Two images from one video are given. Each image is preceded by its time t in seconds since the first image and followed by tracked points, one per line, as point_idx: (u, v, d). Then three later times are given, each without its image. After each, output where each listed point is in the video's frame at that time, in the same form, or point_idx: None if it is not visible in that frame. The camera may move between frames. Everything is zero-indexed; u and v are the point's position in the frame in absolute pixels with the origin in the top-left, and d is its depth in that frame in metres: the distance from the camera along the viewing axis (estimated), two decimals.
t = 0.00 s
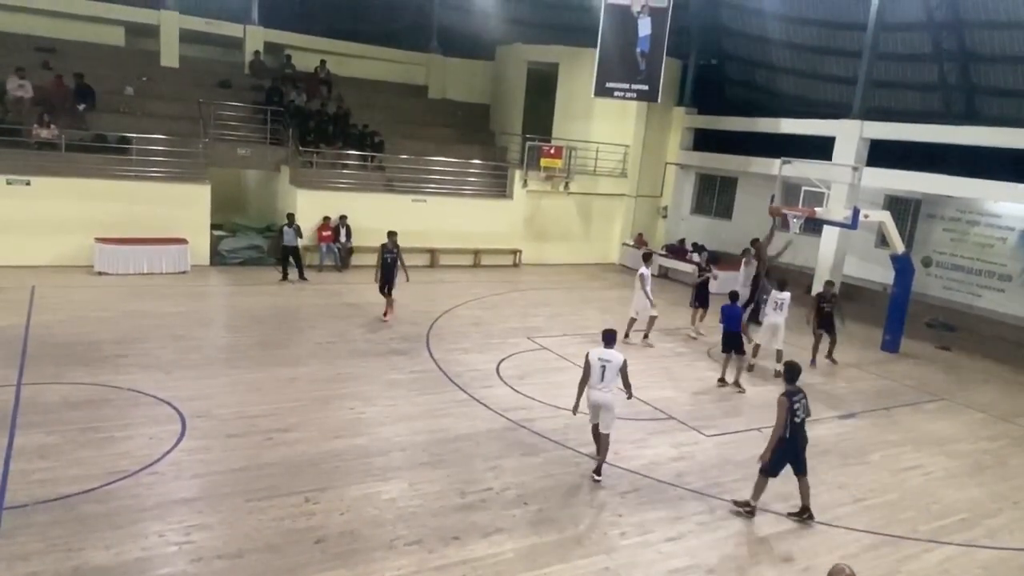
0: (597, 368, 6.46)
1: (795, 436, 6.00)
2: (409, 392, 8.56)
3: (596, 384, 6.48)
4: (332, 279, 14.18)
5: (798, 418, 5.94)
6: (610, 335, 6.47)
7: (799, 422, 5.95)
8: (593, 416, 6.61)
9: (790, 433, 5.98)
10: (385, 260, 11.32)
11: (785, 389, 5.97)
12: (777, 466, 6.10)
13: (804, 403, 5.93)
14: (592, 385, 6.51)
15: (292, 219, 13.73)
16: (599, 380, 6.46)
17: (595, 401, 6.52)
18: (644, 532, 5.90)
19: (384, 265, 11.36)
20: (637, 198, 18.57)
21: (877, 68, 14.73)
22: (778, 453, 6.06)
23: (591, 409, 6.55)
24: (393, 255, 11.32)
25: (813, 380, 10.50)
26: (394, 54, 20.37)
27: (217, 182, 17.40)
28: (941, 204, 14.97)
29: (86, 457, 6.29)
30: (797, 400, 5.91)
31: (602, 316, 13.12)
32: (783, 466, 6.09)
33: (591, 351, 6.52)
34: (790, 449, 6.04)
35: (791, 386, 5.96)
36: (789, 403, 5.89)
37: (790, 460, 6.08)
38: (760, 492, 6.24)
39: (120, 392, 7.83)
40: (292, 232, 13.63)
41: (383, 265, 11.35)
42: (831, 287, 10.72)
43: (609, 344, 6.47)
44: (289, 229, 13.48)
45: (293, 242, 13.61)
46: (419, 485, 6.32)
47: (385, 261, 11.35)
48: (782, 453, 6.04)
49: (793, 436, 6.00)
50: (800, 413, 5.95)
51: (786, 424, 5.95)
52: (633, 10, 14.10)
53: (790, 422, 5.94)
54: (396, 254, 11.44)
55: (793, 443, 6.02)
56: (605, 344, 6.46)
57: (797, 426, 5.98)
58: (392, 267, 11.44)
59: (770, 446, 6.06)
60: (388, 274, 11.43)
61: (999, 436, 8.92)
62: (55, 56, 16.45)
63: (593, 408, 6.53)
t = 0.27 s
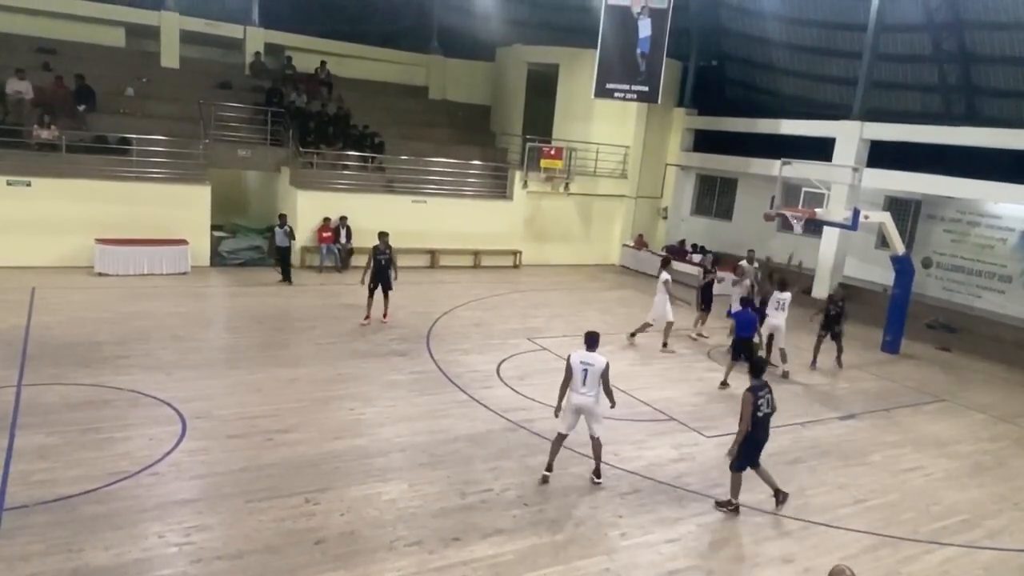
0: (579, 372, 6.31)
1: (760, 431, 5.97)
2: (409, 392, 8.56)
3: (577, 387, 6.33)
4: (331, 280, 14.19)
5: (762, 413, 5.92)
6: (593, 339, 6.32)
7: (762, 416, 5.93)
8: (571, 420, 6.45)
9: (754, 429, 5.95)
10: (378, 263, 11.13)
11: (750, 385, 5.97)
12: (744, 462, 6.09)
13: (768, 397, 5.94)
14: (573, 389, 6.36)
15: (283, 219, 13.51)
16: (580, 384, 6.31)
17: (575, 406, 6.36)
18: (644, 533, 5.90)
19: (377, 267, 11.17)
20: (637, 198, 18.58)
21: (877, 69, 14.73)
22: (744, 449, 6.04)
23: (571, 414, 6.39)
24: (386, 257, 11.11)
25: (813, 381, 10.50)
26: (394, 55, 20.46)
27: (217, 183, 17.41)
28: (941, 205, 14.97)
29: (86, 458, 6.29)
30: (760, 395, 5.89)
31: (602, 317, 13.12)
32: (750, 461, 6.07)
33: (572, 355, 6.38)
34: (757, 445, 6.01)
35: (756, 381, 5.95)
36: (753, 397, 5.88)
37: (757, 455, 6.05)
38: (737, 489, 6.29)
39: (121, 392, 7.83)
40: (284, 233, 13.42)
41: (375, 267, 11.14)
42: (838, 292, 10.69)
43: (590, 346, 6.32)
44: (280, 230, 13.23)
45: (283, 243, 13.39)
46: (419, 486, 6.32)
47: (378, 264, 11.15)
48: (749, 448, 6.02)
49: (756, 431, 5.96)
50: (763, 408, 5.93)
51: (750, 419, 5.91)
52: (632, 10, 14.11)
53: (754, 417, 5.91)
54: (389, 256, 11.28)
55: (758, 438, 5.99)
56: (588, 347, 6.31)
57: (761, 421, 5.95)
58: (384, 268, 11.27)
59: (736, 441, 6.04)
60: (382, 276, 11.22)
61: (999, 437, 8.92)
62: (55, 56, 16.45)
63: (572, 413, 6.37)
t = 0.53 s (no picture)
0: (555, 375, 6.08)
1: (730, 425, 6.10)
2: (409, 393, 8.56)
3: (554, 391, 6.10)
4: (331, 280, 14.19)
5: (731, 407, 6.04)
6: (570, 341, 6.08)
7: (731, 411, 6.06)
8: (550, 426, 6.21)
9: (723, 423, 6.11)
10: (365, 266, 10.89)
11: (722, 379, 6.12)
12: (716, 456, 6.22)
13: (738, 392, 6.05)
14: (550, 392, 6.13)
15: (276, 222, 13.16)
16: (557, 387, 6.08)
17: (553, 410, 6.13)
18: (644, 533, 5.90)
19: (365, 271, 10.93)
20: (637, 198, 18.59)
21: (877, 69, 14.72)
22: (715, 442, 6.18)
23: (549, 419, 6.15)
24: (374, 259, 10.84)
25: (814, 381, 10.50)
26: (395, 55, 20.47)
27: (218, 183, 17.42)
28: (942, 205, 14.96)
29: (87, 458, 6.30)
30: (730, 389, 6.04)
31: (602, 317, 13.12)
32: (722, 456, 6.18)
33: (548, 358, 6.14)
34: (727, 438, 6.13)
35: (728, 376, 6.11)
36: (721, 390, 6.04)
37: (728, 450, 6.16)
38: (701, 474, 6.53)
39: (121, 393, 7.83)
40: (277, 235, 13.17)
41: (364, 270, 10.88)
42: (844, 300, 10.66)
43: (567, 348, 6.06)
44: (273, 232, 12.95)
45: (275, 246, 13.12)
46: (419, 486, 6.32)
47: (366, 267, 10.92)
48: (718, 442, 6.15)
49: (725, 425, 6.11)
50: (734, 403, 6.06)
51: (719, 411, 6.08)
52: (633, 10, 14.10)
53: (723, 410, 6.06)
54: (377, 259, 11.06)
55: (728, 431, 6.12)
56: (564, 349, 6.07)
57: (731, 415, 6.08)
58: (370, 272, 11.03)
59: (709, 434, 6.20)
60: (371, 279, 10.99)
61: (1000, 438, 8.91)
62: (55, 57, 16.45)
63: (550, 418, 6.13)
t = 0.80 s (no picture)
0: (541, 383, 5.97)
1: (694, 417, 6.23)
2: (410, 392, 8.56)
3: (540, 400, 5.99)
4: (332, 280, 14.19)
5: (692, 398, 6.19)
6: (554, 348, 5.98)
7: (692, 401, 6.19)
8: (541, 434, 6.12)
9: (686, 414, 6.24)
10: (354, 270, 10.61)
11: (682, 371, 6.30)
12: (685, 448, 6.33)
13: (697, 382, 6.19)
14: (537, 401, 6.03)
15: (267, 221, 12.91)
16: (543, 396, 5.96)
17: (541, 418, 6.03)
18: (645, 533, 5.90)
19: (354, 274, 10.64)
20: (638, 198, 18.59)
21: (878, 68, 14.71)
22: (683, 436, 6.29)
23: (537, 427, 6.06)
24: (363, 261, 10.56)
25: (815, 380, 10.49)
26: (395, 55, 20.47)
27: (218, 183, 17.41)
28: (942, 204, 14.95)
29: (88, 458, 6.30)
30: (689, 380, 6.19)
31: (603, 317, 13.12)
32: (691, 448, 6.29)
33: (535, 366, 6.04)
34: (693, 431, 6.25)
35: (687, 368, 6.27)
36: (679, 381, 6.21)
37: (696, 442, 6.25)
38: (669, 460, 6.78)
39: (122, 392, 7.84)
40: (268, 234, 13.00)
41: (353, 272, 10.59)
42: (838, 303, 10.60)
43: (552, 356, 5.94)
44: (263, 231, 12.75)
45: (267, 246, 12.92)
46: (420, 486, 6.32)
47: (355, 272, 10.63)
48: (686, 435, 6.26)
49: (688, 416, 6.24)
50: (694, 393, 6.20)
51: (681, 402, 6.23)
52: (633, 10, 14.09)
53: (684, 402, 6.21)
54: (368, 263, 10.71)
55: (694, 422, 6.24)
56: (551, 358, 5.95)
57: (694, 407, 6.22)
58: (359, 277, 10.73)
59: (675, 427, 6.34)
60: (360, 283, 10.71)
61: (1001, 437, 8.90)
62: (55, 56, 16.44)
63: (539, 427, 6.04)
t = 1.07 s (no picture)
0: (527, 392, 5.72)
1: (650, 406, 6.39)
2: (411, 391, 8.56)
3: (525, 409, 5.72)
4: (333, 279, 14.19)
5: (648, 387, 6.35)
6: (543, 354, 5.76)
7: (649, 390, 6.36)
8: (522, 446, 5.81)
9: (646, 405, 6.38)
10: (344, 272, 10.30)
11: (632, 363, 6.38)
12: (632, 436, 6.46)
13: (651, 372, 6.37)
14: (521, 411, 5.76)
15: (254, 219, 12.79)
16: (528, 405, 5.71)
17: (524, 430, 5.74)
18: (646, 532, 5.90)
19: (342, 276, 10.32)
20: (639, 196, 18.58)
21: (879, 67, 14.70)
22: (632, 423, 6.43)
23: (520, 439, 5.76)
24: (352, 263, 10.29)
25: (816, 379, 10.48)
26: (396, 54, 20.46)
27: (219, 182, 17.41)
28: (943, 203, 14.94)
29: (89, 457, 6.30)
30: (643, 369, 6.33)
31: (603, 316, 13.12)
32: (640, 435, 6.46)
33: (521, 374, 5.80)
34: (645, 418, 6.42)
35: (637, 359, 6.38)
36: (637, 372, 6.30)
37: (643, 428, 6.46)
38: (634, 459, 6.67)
39: (122, 392, 7.84)
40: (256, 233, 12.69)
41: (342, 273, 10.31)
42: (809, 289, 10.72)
43: (541, 363, 5.76)
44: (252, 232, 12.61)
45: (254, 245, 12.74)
46: (422, 485, 6.32)
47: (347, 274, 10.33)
48: (636, 423, 6.42)
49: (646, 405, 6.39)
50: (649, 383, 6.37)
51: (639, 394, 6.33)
52: (634, 8, 14.08)
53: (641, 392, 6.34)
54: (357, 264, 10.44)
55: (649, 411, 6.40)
56: (539, 365, 5.75)
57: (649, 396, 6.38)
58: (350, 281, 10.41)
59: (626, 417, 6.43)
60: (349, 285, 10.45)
61: (1002, 436, 8.90)
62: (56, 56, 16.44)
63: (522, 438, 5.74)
